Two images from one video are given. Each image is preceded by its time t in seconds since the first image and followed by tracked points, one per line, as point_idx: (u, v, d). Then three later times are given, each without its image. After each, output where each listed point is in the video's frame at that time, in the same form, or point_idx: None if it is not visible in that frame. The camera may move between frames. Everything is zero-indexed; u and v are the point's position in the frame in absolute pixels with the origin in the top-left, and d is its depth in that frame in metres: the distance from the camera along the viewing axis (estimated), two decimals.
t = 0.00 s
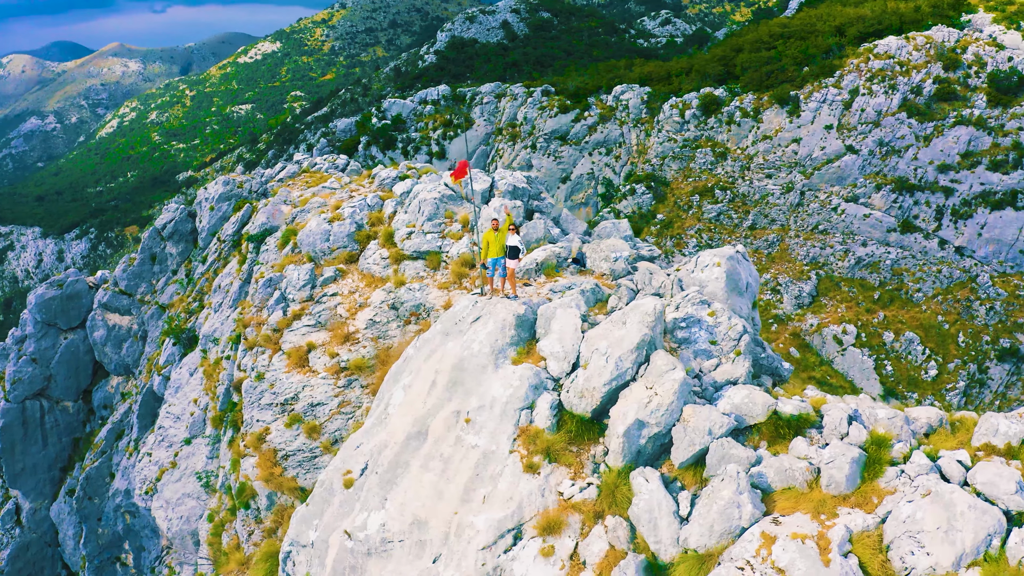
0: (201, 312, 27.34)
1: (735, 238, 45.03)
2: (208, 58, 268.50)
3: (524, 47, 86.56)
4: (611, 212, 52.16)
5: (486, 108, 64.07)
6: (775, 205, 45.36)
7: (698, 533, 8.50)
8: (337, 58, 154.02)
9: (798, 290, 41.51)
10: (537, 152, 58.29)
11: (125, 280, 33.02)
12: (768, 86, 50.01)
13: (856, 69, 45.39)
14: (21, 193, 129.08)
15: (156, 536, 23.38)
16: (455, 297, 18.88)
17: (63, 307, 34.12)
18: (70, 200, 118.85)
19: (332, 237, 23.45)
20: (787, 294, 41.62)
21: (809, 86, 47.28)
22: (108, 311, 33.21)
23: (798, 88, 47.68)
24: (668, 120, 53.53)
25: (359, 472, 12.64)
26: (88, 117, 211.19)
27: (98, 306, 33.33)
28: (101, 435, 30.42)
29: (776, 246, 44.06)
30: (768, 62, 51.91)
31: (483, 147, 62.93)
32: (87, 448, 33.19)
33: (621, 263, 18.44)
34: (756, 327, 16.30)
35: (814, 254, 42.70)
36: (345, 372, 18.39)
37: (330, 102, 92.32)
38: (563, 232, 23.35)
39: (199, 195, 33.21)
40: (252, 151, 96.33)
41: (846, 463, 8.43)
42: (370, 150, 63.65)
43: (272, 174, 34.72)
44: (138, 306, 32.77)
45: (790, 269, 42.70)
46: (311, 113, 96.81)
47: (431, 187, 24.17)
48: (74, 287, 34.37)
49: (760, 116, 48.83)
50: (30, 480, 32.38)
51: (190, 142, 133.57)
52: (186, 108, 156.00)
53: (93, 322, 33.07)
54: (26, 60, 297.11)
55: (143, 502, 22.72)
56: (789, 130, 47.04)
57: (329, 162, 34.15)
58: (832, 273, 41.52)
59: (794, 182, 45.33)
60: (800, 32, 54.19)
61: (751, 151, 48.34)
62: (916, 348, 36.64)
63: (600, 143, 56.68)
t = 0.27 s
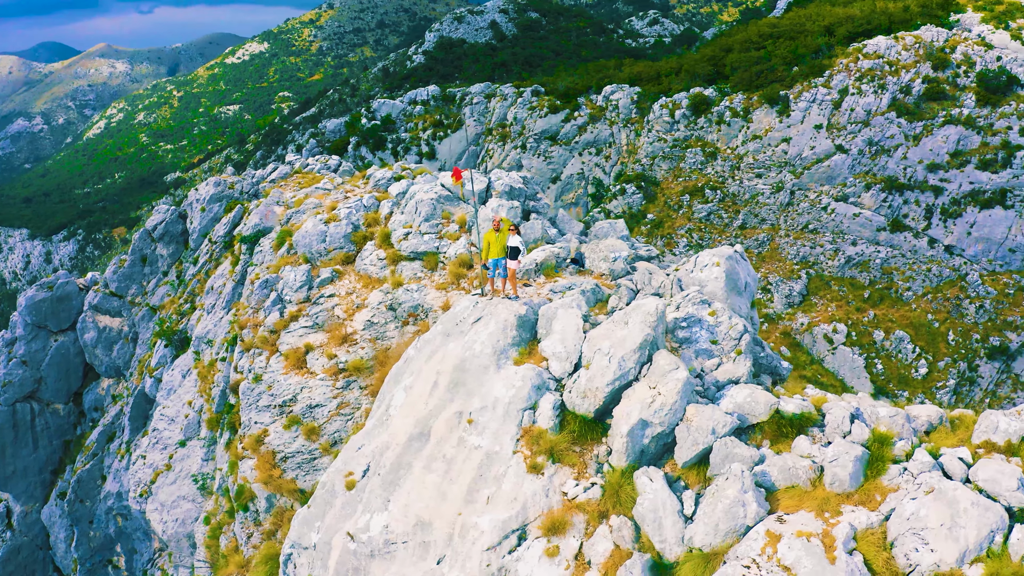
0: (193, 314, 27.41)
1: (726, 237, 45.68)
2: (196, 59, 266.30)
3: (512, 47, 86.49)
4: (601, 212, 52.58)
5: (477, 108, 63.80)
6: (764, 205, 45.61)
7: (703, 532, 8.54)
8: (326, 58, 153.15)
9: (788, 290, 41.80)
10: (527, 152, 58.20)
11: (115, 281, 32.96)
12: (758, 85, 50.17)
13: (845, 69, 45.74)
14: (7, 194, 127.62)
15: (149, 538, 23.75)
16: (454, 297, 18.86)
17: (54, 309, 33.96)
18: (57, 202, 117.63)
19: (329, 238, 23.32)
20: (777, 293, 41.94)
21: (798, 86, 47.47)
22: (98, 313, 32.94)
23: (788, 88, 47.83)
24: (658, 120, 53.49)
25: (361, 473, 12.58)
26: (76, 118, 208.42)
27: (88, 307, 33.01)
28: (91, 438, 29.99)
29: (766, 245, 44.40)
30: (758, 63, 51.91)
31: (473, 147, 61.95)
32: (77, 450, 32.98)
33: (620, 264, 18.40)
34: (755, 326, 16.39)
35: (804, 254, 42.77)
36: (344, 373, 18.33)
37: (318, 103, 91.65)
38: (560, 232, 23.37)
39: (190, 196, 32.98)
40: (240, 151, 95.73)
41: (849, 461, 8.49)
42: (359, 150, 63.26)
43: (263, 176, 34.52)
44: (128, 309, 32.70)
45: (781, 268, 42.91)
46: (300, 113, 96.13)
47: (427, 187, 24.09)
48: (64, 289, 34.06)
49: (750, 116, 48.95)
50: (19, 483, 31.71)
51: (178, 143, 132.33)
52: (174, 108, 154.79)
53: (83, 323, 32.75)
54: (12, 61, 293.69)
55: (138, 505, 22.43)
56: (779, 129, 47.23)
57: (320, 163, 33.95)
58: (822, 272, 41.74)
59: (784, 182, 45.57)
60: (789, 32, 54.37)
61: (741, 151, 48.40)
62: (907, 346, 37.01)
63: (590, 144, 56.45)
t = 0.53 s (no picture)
0: (186, 315, 27.42)
1: (716, 237, 45.37)
2: (184, 60, 264.24)
3: (501, 47, 86.55)
4: (591, 212, 52.55)
5: (466, 108, 63.07)
6: (755, 204, 45.82)
7: (708, 530, 8.59)
8: (314, 58, 152.39)
9: (779, 289, 41.93)
10: (517, 152, 58.32)
11: (106, 283, 32.93)
12: (749, 85, 50.71)
13: (835, 69, 46.31)
14: None
15: (142, 541, 23.63)
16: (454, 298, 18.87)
17: (44, 311, 33.73)
18: (43, 203, 116.21)
19: (326, 239, 23.19)
20: (768, 293, 42.03)
21: (788, 86, 47.90)
22: (90, 315, 32.83)
23: (778, 87, 48.31)
24: (649, 120, 53.95)
25: (364, 475, 12.53)
26: (63, 119, 206.02)
27: (79, 309, 32.86)
28: (83, 440, 29.77)
29: (756, 244, 44.54)
30: (748, 62, 52.52)
31: (463, 147, 61.66)
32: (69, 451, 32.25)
33: (620, 263, 18.33)
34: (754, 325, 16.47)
35: (794, 253, 42.97)
36: (342, 374, 18.30)
37: (307, 103, 91.11)
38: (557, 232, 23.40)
39: (180, 197, 32.74)
40: (229, 152, 95.12)
41: (853, 459, 8.55)
42: (349, 150, 62.93)
43: (254, 176, 34.38)
44: (119, 311, 32.58)
45: (771, 267, 43.11)
46: (289, 114, 95.53)
47: (424, 187, 24.02)
48: (55, 291, 34.00)
49: (740, 116, 49.40)
50: (10, 487, 31.25)
51: (166, 143, 131.04)
52: (162, 109, 153.62)
53: (73, 326, 32.56)
54: None
55: (132, 507, 22.14)
56: (769, 129, 47.66)
57: (313, 163, 33.94)
58: (812, 272, 41.97)
59: (774, 182, 45.92)
60: (779, 32, 54.96)
61: (732, 151, 48.84)
62: (897, 345, 37.14)
63: (580, 144, 56.69)
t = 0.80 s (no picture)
0: (178, 317, 27.31)
1: (706, 236, 45.76)
2: (172, 61, 261.64)
3: (489, 47, 86.54)
4: (581, 212, 52.57)
5: (456, 108, 62.95)
6: (745, 204, 45.93)
7: (712, 528, 8.64)
8: (302, 58, 151.64)
9: (770, 288, 42.21)
10: (508, 152, 58.46)
11: (97, 285, 32.61)
12: (739, 84, 50.66)
13: (825, 68, 46.32)
14: None
15: (133, 543, 24.07)
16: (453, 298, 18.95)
17: (34, 313, 33.51)
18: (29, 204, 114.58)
19: (322, 240, 23.05)
20: (759, 292, 42.26)
21: (777, 86, 48.17)
22: (80, 316, 32.66)
23: (767, 87, 48.56)
24: (638, 120, 54.17)
25: (366, 476, 12.48)
26: (49, 120, 203.08)
27: (68, 311, 32.64)
28: (74, 443, 29.57)
29: (748, 243, 44.66)
30: (738, 62, 52.45)
31: (452, 147, 61.32)
32: (60, 455, 32.23)
33: (619, 263, 18.28)
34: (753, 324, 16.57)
35: (784, 252, 43.26)
36: (341, 375, 18.26)
37: (296, 104, 90.82)
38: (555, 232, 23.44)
39: (170, 198, 32.54)
40: (217, 152, 94.54)
41: (856, 456, 8.61)
42: (339, 150, 62.88)
43: (246, 176, 34.26)
44: (110, 312, 32.30)
45: (762, 267, 43.28)
46: (277, 114, 94.94)
47: (420, 187, 23.88)
48: (46, 293, 34.01)
49: (731, 115, 49.26)
50: (1, 489, 30.49)
51: (153, 144, 129.67)
52: (149, 110, 152.28)
53: (64, 327, 32.43)
54: None
55: (127, 510, 22.09)
56: (759, 129, 47.64)
57: (304, 164, 33.84)
58: (802, 271, 42.25)
59: (765, 181, 46.07)
60: (768, 32, 55.11)
61: (722, 151, 48.92)
62: (887, 343, 37.66)
63: (570, 143, 56.90)
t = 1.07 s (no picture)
0: (169, 318, 27.17)
1: (697, 236, 45.89)
2: (159, 61, 259.14)
3: (478, 47, 86.50)
4: (571, 212, 52.58)
5: (446, 108, 63.34)
6: (735, 203, 46.30)
7: (716, 527, 8.69)
8: (290, 58, 150.92)
9: (761, 287, 42.46)
10: (498, 152, 58.56)
11: (86, 286, 32.79)
12: (728, 84, 50.97)
13: (814, 67, 46.67)
14: None
15: (126, 545, 24.23)
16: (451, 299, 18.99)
17: (23, 315, 33.00)
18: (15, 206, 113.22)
19: (318, 240, 22.90)
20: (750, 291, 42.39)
21: (767, 86, 48.43)
22: (70, 318, 32.44)
23: (757, 87, 48.86)
24: (627, 120, 54.29)
25: (367, 476, 12.43)
26: (36, 120, 200.53)
27: (59, 313, 32.41)
28: (65, 445, 29.41)
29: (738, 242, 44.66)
30: (727, 61, 52.58)
31: (443, 147, 61.98)
32: (52, 457, 31.86)
33: (617, 263, 18.30)
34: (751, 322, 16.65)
35: (774, 251, 43.51)
36: (339, 376, 18.20)
37: (284, 104, 90.36)
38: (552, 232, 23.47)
39: (161, 199, 32.50)
40: (205, 153, 93.96)
41: (858, 454, 8.68)
42: (329, 151, 62.73)
43: (237, 177, 34.22)
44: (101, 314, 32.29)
45: (753, 266, 43.54)
46: (266, 114, 94.38)
47: (416, 188, 23.77)
48: (35, 294, 33.45)
49: (720, 115, 49.67)
50: None
51: (140, 145, 128.41)
52: (137, 111, 150.90)
53: (54, 329, 32.21)
54: None
55: (122, 513, 21.97)
56: (748, 128, 48.08)
57: (295, 165, 33.75)
58: (792, 270, 42.43)
59: (754, 180, 46.41)
60: (758, 32, 55.11)
61: (711, 150, 49.35)
62: (878, 341, 37.74)
63: (560, 144, 57.14)
